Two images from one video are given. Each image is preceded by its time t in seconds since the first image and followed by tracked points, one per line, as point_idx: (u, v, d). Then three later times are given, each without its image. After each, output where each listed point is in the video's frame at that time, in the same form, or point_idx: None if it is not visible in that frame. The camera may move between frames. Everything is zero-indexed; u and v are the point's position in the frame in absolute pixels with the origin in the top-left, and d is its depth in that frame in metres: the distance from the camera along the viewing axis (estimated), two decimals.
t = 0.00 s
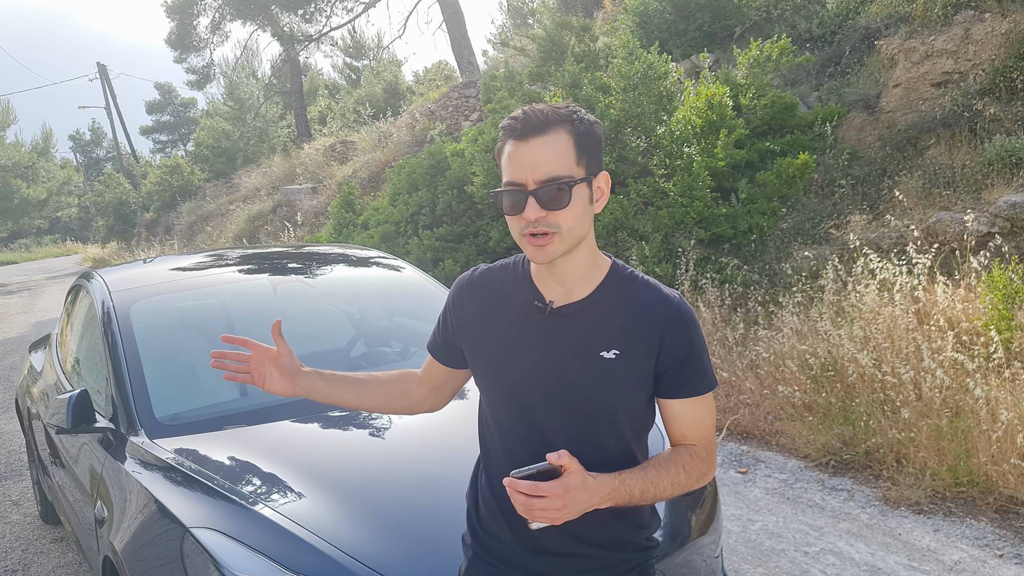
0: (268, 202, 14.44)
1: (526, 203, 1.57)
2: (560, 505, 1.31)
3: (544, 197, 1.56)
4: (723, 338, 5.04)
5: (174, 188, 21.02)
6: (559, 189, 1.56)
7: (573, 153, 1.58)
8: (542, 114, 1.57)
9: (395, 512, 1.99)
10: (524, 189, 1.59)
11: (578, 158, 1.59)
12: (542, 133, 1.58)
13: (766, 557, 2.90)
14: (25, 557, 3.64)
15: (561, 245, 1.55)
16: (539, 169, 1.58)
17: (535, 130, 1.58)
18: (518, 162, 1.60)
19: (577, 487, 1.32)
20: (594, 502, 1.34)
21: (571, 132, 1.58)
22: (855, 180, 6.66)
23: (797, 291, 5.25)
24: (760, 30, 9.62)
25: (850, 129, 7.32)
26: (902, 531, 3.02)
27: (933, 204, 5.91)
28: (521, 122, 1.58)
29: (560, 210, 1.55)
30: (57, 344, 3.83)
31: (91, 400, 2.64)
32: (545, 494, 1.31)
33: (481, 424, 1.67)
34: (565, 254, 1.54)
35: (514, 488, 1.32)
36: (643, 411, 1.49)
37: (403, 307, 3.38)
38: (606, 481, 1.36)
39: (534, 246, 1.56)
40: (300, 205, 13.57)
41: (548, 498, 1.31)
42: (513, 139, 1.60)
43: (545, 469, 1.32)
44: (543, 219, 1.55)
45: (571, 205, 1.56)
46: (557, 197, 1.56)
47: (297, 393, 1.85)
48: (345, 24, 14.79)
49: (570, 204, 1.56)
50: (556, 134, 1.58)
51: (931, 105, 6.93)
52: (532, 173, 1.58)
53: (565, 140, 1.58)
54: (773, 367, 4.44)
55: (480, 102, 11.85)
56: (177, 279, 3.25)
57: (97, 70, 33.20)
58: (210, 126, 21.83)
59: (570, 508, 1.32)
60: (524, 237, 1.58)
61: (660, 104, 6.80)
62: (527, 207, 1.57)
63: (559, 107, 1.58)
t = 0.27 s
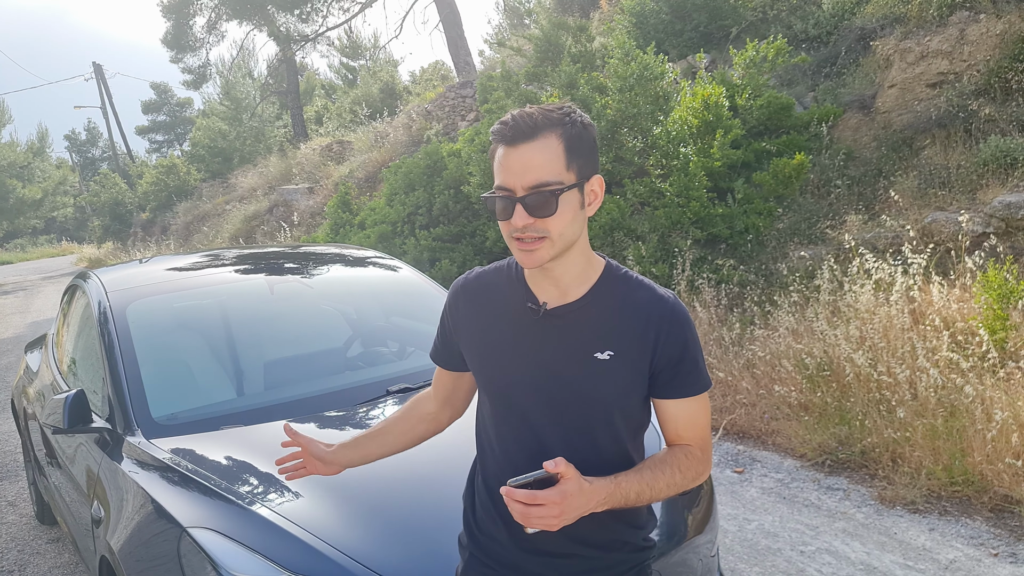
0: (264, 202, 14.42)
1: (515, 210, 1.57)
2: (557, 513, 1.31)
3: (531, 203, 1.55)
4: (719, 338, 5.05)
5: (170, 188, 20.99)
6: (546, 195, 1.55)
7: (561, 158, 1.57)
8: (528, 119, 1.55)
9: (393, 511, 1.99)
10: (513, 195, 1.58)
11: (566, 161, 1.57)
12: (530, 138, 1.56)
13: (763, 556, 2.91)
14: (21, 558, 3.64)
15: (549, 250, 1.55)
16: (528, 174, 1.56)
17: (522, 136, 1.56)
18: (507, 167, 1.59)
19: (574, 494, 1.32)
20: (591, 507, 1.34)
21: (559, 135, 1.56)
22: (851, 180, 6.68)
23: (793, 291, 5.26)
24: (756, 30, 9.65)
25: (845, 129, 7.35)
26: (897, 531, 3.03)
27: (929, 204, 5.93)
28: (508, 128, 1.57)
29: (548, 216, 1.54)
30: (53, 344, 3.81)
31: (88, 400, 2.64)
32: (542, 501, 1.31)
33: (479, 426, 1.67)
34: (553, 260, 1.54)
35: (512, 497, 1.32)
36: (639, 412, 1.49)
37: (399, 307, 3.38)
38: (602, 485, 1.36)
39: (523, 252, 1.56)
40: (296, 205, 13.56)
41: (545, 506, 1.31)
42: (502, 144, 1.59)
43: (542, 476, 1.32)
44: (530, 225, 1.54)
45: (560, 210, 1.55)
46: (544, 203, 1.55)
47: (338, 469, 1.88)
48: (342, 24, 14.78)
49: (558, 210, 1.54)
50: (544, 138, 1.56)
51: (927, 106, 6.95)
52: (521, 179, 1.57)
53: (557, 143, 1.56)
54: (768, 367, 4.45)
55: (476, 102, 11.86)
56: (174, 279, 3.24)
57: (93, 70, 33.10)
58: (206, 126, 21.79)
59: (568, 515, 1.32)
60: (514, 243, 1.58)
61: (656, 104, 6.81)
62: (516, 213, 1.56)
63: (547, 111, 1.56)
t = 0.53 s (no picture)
0: (262, 202, 14.40)
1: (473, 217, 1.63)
2: (542, 514, 1.33)
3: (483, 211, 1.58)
4: (718, 337, 5.06)
5: (168, 188, 20.96)
6: (496, 203, 1.57)
7: (515, 166, 1.56)
8: (487, 127, 1.58)
9: (392, 510, 1.99)
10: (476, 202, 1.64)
11: (520, 170, 1.56)
12: (491, 146, 1.60)
13: (762, 556, 2.91)
14: (20, 558, 3.63)
15: (500, 257, 1.58)
16: (486, 180, 1.59)
17: (484, 143, 1.60)
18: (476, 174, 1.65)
19: (561, 496, 1.33)
20: (580, 510, 1.35)
21: (518, 141, 1.56)
22: (849, 180, 6.69)
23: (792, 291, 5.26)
24: (754, 31, 9.65)
25: (843, 129, 7.35)
26: (896, 530, 3.03)
27: (927, 204, 5.94)
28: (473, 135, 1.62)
29: (495, 224, 1.57)
30: (52, 345, 3.80)
31: (88, 400, 2.63)
32: (527, 503, 1.33)
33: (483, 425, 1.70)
34: (500, 266, 1.58)
35: (497, 497, 1.35)
36: (638, 415, 1.47)
37: (398, 307, 3.38)
38: (591, 489, 1.36)
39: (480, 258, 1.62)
40: (293, 205, 13.55)
41: (530, 507, 1.33)
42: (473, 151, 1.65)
43: (528, 478, 1.33)
44: (481, 232, 1.59)
45: (506, 217, 1.56)
46: (493, 212, 1.57)
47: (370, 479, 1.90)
48: (340, 24, 14.77)
49: (505, 219, 1.56)
50: (502, 146, 1.58)
51: (925, 106, 6.97)
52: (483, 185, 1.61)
53: (514, 150, 1.57)
54: (767, 366, 4.46)
55: (474, 102, 11.86)
56: (173, 279, 3.24)
57: (90, 70, 33.03)
58: (203, 126, 21.75)
59: (554, 516, 1.33)
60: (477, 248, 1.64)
61: (654, 105, 6.82)
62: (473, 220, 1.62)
63: (508, 119, 1.57)
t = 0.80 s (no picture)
0: (259, 202, 14.38)
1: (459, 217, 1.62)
2: (514, 513, 1.32)
3: (469, 210, 1.57)
4: (716, 337, 5.06)
5: (165, 189, 20.91)
6: (483, 201, 1.56)
7: (501, 163, 1.56)
8: (472, 125, 1.57)
9: (391, 511, 1.98)
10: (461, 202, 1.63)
11: (507, 168, 1.55)
12: (477, 145, 1.59)
13: (761, 555, 2.90)
14: (17, 559, 3.61)
15: (489, 256, 1.57)
16: (472, 180, 1.58)
17: (469, 143, 1.59)
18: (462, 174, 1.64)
19: (533, 495, 1.31)
20: (554, 511, 1.33)
21: (504, 140, 1.56)
22: (847, 180, 6.69)
23: (790, 290, 5.26)
24: (751, 30, 9.66)
25: (841, 129, 7.36)
26: (896, 529, 3.03)
27: (925, 203, 5.94)
28: (457, 134, 1.61)
29: (483, 223, 1.56)
30: (48, 345, 3.79)
31: (84, 401, 2.62)
32: (497, 500, 1.31)
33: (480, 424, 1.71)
34: (489, 267, 1.57)
35: (470, 492, 1.35)
36: (627, 418, 1.44)
37: (396, 307, 3.37)
38: (568, 490, 1.34)
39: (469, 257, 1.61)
40: (291, 205, 13.53)
41: (501, 505, 1.32)
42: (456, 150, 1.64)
43: (499, 474, 1.32)
44: (469, 231, 1.57)
45: (494, 216, 1.55)
46: (481, 210, 1.56)
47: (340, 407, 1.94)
48: (337, 24, 14.75)
49: (492, 217, 1.55)
50: (487, 145, 1.57)
51: (922, 105, 6.97)
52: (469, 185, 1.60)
53: (499, 148, 1.56)
54: (765, 366, 4.45)
55: (472, 102, 11.85)
56: (171, 279, 3.22)
57: (87, 70, 32.96)
58: (201, 126, 21.72)
59: (526, 515, 1.32)
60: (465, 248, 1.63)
61: (652, 104, 6.81)
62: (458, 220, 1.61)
63: (488, 116, 1.56)
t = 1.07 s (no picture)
0: (258, 202, 14.37)
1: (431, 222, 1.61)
2: (496, 520, 1.31)
3: (441, 216, 1.56)
4: (714, 337, 5.06)
5: (163, 189, 20.87)
6: (454, 206, 1.55)
7: (472, 168, 1.54)
8: (441, 130, 1.56)
9: (387, 512, 1.97)
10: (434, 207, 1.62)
11: (478, 173, 1.54)
12: (447, 149, 1.57)
13: (759, 556, 2.90)
14: (13, 559, 3.60)
15: (462, 261, 1.56)
16: (444, 185, 1.57)
17: (440, 147, 1.58)
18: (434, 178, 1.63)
19: (515, 502, 1.31)
20: (536, 517, 1.33)
21: (475, 144, 1.54)
22: (845, 180, 6.69)
23: (788, 291, 5.26)
24: (750, 30, 9.66)
25: (839, 129, 7.36)
26: (893, 530, 3.03)
27: (923, 203, 5.94)
28: (429, 138, 1.60)
29: (455, 229, 1.55)
30: (45, 345, 3.78)
31: (80, 401, 2.61)
32: (479, 508, 1.31)
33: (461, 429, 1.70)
34: (463, 271, 1.56)
35: (452, 501, 1.35)
36: (607, 418, 1.44)
37: (394, 306, 3.36)
38: (550, 494, 1.34)
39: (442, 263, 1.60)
40: (289, 205, 13.51)
41: (483, 514, 1.31)
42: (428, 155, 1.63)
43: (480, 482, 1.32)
44: (441, 237, 1.56)
45: (465, 221, 1.54)
46: (452, 215, 1.55)
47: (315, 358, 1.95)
48: (335, 24, 14.74)
49: (462, 222, 1.54)
50: (457, 149, 1.56)
51: (920, 105, 6.98)
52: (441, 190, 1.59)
53: (470, 153, 1.55)
54: (763, 366, 4.45)
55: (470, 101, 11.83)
56: (168, 279, 3.21)
57: (85, 70, 32.91)
58: (199, 126, 21.69)
59: (508, 523, 1.31)
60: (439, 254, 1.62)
61: (650, 104, 6.81)
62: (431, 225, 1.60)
63: (460, 121, 1.56)
